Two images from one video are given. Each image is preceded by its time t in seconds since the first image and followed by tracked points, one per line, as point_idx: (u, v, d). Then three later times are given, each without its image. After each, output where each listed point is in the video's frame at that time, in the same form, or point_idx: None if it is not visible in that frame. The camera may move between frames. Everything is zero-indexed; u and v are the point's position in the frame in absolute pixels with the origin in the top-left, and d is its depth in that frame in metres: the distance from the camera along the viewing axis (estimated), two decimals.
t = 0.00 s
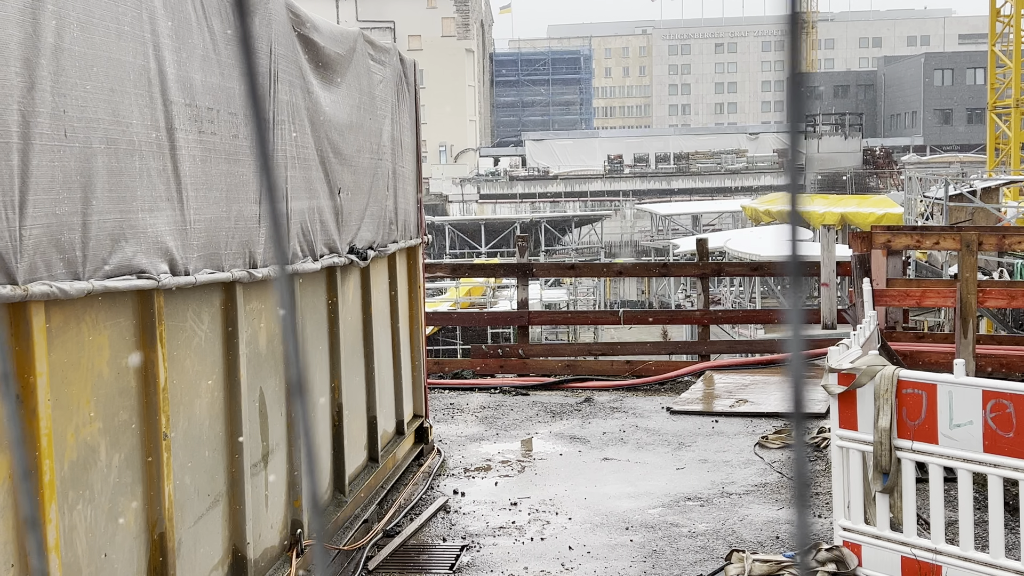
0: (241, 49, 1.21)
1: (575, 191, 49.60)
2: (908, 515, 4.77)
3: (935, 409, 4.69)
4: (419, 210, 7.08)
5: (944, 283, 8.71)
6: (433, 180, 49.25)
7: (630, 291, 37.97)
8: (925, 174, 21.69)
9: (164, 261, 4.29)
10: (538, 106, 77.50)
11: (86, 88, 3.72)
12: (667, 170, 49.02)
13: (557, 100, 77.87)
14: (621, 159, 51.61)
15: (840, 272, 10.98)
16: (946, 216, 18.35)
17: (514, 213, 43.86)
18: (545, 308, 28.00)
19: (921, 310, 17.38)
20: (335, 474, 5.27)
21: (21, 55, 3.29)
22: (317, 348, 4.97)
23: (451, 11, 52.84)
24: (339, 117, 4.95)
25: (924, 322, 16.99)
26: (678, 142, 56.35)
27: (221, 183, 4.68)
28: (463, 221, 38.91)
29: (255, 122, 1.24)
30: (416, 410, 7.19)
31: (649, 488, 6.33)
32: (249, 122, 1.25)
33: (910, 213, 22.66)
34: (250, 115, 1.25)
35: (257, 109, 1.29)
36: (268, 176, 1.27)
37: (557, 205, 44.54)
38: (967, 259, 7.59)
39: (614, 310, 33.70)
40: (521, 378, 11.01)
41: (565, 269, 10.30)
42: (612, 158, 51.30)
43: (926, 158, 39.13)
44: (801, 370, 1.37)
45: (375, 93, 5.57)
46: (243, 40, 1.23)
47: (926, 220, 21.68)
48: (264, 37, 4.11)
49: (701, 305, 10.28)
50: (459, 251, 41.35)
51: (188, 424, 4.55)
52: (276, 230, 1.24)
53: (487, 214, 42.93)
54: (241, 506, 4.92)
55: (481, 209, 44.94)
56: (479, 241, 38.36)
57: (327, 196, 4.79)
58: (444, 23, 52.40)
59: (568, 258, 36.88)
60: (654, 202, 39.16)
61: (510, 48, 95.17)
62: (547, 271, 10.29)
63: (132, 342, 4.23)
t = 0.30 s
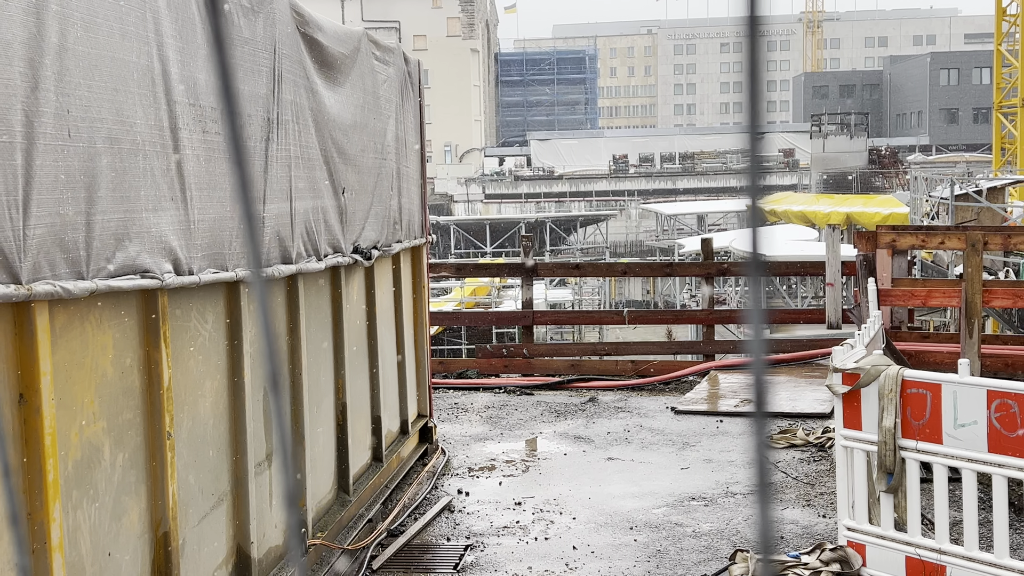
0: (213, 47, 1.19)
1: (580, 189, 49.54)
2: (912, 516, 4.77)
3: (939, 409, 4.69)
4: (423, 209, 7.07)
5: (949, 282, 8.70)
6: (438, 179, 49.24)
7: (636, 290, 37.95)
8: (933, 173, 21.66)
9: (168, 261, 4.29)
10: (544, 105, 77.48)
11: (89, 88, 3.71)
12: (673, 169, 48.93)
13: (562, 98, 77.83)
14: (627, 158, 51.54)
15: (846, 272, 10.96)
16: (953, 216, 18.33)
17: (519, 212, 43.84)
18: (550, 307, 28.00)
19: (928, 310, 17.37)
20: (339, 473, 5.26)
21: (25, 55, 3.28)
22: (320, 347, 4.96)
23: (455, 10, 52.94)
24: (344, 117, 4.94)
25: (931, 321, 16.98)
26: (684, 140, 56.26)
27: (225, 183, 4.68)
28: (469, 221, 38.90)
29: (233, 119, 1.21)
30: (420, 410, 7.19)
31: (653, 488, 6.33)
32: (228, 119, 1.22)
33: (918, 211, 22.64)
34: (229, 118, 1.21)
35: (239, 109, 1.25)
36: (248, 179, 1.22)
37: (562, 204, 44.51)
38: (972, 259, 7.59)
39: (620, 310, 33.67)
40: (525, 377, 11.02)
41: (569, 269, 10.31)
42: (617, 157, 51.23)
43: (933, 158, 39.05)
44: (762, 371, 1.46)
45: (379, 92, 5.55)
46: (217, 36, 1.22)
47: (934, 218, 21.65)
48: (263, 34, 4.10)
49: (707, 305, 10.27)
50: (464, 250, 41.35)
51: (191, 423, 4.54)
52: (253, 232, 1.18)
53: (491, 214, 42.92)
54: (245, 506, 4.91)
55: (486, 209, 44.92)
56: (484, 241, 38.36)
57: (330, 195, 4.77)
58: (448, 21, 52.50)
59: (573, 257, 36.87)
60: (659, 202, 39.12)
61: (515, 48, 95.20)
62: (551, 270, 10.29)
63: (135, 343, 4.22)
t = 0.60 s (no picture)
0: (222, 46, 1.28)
1: (591, 186, 49.26)
2: (939, 527, 4.56)
3: (968, 415, 4.47)
4: (428, 206, 6.90)
5: (977, 283, 8.51)
6: (444, 175, 48.99)
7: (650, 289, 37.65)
8: (959, 170, 21.31)
9: (163, 259, 4.11)
10: (554, 100, 77.07)
11: (81, 79, 3.54)
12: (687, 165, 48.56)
13: (573, 92, 77.39)
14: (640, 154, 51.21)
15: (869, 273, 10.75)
16: (979, 213, 18.01)
17: (528, 209, 43.55)
18: (561, 307, 27.75)
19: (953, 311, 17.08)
20: (340, 480, 5.10)
21: (14, 45, 3.11)
22: (320, 349, 4.79)
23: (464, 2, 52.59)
24: (345, 110, 4.77)
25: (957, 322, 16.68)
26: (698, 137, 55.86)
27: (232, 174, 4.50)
28: (477, 217, 38.62)
29: (244, 114, 1.25)
30: (424, 415, 7.00)
31: (667, 497, 6.13)
32: (238, 111, 1.27)
33: (944, 209, 22.30)
34: (240, 113, 1.27)
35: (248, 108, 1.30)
36: (255, 172, 1.28)
37: (573, 201, 44.21)
38: (1003, 258, 7.41)
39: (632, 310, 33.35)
40: (535, 381, 10.83)
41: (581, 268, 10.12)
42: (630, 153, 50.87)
43: (955, 154, 38.57)
44: (788, 379, 1.37)
45: (382, 85, 5.37)
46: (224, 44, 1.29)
47: (959, 217, 21.32)
48: (262, 23, 3.92)
49: (722, 307, 10.06)
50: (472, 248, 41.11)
51: (187, 429, 4.36)
52: (261, 228, 1.24)
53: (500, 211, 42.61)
54: (243, 514, 4.73)
55: (494, 206, 44.68)
56: (492, 238, 38.05)
57: (330, 191, 4.60)
58: (456, 14, 52.16)
59: (584, 254, 36.58)
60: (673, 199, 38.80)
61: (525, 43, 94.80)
62: (561, 269, 10.11)
63: (128, 344, 4.05)
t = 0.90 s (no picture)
0: (238, 31, 1.17)
1: (604, 181, 48.94)
2: (971, 538, 4.34)
3: (1002, 420, 4.25)
4: (434, 202, 6.72)
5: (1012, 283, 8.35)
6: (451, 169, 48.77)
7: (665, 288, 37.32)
8: (992, 163, 20.89)
9: (158, 257, 3.94)
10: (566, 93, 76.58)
11: (73, 68, 3.37)
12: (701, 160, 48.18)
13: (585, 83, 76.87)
14: (653, 147, 50.86)
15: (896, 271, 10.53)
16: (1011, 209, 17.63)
17: (537, 204, 43.25)
18: (574, 307, 27.51)
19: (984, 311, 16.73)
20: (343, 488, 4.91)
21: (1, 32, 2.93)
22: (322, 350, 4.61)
23: None
24: (348, 101, 4.59)
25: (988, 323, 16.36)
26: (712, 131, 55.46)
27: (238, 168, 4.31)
28: (487, 213, 38.35)
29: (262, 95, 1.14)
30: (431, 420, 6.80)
31: (684, 506, 5.92)
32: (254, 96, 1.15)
33: (977, 204, 21.88)
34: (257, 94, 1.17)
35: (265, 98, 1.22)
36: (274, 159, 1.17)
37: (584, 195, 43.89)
38: None
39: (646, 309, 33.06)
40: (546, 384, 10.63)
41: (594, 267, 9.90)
42: (644, 147, 50.53)
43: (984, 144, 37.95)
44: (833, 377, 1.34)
45: (385, 75, 5.20)
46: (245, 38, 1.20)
47: (993, 212, 20.90)
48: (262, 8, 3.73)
49: (741, 307, 9.82)
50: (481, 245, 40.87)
51: (184, 434, 4.18)
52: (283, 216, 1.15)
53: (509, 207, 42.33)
54: (241, 523, 4.53)
55: (502, 201, 44.42)
56: (502, 234, 37.80)
57: (333, 185, 4.42)
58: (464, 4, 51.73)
59: (596, 252, 36.31)
60: (688, 194, 38.43)
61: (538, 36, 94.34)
62: (574, 267, 9.89)
63: (122, 345, 3.86)
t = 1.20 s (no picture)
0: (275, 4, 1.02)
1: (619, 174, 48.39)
2: (1005, 551, 4.15)
3: None
4: (440, 198, 6.55)
5: None
6: (457, 162, 48.19)
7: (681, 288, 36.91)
8: None
9: (154, 255, 3.72)
10: (580, 84, 76.00)
11: (64, 58, 3.18)
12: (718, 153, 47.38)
13: (598, 73, 76.25)
14: (669, 138, 50.06)
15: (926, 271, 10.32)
16: None
17: (547, 200, 42.66)
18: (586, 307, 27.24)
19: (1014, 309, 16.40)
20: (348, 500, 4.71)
21: None
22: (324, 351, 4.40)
23: None
24: (351, 92, 4.44)
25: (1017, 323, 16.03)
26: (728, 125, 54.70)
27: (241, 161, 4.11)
28: (497, 209, 37.81)
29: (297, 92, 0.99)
30: (436, 426, 6.60)
31: (702, 516, 5.72)
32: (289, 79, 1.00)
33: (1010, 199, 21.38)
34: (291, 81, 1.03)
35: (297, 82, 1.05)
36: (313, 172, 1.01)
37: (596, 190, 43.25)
38: None
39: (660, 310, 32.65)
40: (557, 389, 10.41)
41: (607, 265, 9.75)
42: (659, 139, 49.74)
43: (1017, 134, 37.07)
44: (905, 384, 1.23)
45: (390, 64, 5.03)
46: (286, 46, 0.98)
47: None
48: None
49: (761, 308, 9.63)
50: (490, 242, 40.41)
51: (179, 440, 3.97)
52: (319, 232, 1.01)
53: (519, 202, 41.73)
54: (240, 534, 4.31)
55: (511, 196, 43.81)
56: (512, 231, 37.31)
57: (337, 179, 4.26)
58: None
59: (609, 250, 35.84)
60: (705, 190, 37.81)
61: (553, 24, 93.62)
62: (585, 266, 9.73)
63: (115, 347, 3.67)
